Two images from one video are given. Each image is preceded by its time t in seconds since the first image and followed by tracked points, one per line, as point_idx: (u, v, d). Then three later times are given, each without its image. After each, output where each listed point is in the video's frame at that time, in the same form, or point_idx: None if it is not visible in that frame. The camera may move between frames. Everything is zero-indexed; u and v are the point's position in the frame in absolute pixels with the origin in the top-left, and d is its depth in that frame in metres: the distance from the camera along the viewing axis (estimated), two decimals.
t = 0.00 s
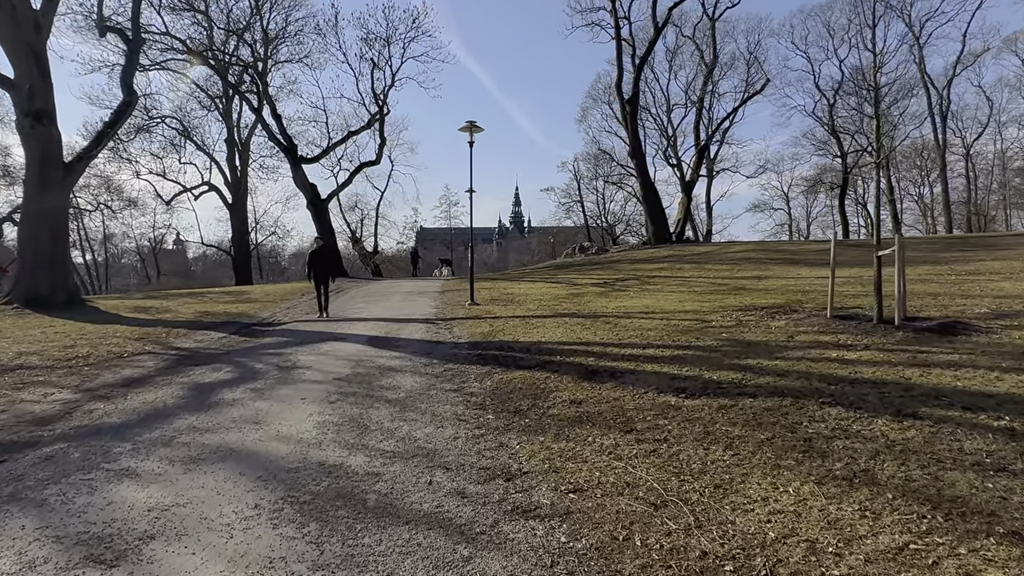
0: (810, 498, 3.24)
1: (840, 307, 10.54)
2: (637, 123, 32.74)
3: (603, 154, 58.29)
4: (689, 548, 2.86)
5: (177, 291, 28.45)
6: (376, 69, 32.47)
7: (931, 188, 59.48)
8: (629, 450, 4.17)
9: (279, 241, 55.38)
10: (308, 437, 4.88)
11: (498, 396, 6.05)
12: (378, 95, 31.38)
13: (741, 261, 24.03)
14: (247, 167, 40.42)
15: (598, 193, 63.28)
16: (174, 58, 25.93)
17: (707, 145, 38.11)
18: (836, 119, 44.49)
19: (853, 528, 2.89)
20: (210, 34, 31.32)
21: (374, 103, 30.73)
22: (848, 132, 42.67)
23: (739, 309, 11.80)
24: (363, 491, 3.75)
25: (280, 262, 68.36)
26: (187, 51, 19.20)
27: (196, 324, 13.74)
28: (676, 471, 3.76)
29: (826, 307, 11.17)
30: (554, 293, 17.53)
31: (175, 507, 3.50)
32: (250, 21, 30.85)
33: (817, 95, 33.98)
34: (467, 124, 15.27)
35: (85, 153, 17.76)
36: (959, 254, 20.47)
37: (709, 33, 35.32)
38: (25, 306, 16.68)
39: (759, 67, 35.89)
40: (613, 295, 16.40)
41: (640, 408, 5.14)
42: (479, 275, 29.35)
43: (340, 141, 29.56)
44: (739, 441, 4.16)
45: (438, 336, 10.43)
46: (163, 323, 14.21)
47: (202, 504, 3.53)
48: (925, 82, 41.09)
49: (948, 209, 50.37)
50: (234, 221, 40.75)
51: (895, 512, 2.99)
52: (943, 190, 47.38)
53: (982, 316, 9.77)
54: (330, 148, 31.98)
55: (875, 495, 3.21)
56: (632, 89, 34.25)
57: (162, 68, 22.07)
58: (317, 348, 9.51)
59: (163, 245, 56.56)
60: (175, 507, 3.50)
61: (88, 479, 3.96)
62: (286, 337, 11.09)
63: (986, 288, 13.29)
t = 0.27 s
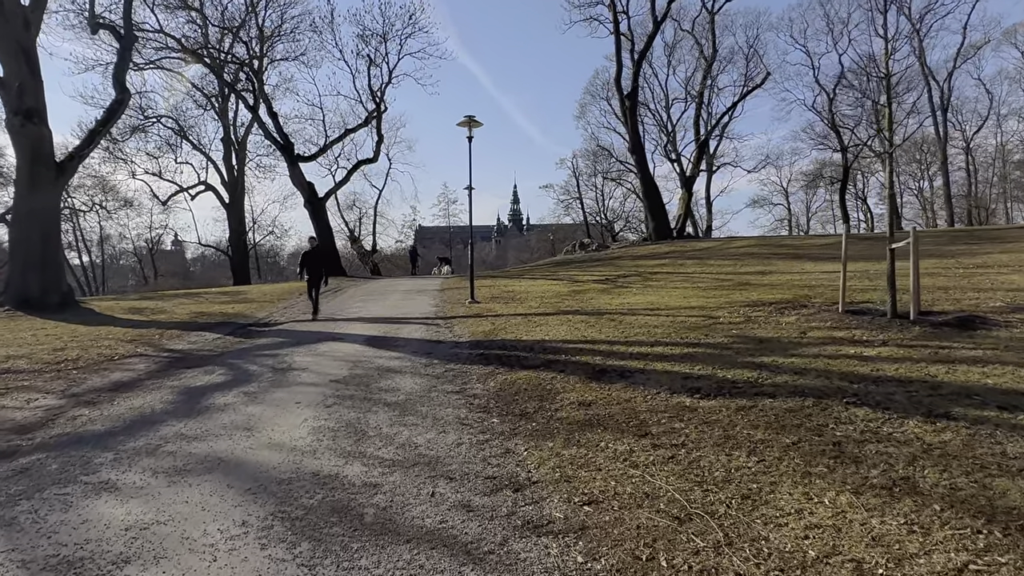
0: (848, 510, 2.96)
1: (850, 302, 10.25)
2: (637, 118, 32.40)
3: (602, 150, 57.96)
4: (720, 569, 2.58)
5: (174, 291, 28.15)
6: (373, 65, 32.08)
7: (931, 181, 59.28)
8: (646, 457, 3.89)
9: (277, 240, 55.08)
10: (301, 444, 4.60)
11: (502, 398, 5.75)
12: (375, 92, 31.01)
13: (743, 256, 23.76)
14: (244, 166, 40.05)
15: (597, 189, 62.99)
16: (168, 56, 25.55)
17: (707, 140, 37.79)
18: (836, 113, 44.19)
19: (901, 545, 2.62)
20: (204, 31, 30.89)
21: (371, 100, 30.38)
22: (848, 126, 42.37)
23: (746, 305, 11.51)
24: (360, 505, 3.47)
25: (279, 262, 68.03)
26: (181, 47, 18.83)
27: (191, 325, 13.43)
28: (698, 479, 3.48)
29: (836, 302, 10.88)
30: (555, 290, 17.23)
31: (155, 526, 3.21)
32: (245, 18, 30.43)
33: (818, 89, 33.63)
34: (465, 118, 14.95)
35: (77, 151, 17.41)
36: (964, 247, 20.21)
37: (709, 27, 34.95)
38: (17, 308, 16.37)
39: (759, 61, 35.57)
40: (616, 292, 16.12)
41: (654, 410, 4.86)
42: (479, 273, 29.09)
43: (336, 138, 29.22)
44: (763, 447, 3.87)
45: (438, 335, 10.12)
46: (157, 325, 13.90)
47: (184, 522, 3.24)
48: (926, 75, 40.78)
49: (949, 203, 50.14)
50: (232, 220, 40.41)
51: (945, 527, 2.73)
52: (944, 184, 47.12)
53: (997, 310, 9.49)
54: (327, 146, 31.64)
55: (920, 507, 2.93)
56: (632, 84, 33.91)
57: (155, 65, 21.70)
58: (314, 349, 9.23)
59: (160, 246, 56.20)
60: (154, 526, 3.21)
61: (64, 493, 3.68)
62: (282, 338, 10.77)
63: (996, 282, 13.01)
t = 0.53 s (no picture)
0: (896, 530, 2.69)
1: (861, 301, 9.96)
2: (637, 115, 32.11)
3: (600, 149, 57.69)
4: None
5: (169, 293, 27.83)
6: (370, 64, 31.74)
7: (929, 179, 59.17)
8: (666, 469, 3.61)
9: (274, 242, 54.75)
10: (294, 456, 4.31)
11: (508, 404, 5.45)
12: (372, 91, 30.68)
13: (744, 255, 23.52)
14: (240, 167, 39.68)
15: (596, 188, 62.74)
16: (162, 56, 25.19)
17: (706, 138, 37.54)
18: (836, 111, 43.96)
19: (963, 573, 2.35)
20: (199, 30, 30.50)
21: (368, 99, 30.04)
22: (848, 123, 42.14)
23: (754, 304, 11.22)
24: (356, 526, 3.17)
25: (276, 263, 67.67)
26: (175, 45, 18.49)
27: (184, 328, 13.10)
28: (726, 495, 3.20)
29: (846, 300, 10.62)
30: (556, 291, 16.93)
31: (131, 553, 2.92)
32: (240, 18, 30.05)
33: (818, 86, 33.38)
34: (464, 115, 14.65)
35: (68, 152, 17.07)
36: (968, 245, 19.99)
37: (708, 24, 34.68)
38: (7, 312, 16.04)
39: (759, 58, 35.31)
40: (618, 291, 15.84)
41: (670, 416, 4.57)
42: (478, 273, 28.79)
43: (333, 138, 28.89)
44: (793, 458, 3.58)
45: (438, 337, 9.82)
46: (150, 328, 13.58)
47: (165, 548, 2.96)
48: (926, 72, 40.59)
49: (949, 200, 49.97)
50: (228, 221, 40.05)
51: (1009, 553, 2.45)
52: (944, 181, 46.94)
53: (1013, 308, 9.22)
54: (323, 146, 31.30)
55: (976, 527, 2.66)
56: (631, 82, 33.62)
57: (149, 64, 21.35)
58: (310, 351, 8.94)
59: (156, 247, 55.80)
60: (130, 552, 2.91)
61: (35, 514, 3.38)
62: (277, 341, 10.43)
63: (1007, 279, 12.75)
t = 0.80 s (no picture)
0: (953, 566, 2.40)
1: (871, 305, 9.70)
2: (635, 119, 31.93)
3: (598, 153, 57.57)
4: None
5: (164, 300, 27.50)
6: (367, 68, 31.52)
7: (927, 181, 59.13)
8: (686, 492, 3.33)
9: (271, 247, 54.42)
10: (283, 477, 4.01)
11: (511, 417, 5.16)
12: (369, 95, 30.44)
13: (745, 258, 23.30)
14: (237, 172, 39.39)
15: (594, 192, 62.61)
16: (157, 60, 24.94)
17: (705, 141, 37.38)
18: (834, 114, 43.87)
19: None
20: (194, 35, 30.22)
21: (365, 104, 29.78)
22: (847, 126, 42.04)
23: (760, 308, 10.96)
24: (348, 561, 2.88)
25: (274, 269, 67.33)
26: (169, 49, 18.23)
27: (177, 336, 12.80)
28: (754, 522, 2.92)
29: (854, 304, 10.37)
30: (556, 295, 16.66)
31: None
32: (236, 22, 29.80)
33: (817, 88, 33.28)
34: (462, 117, 14.42)
35: (59, 156, 16.77)
36: (972, 248, 19.78)
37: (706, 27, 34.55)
38: None
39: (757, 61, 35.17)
40: (620, 296, 15.57)
41: (685, 431, 4.30)
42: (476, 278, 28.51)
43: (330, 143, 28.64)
44: (824, 479, 3.30)
45: (436, 344, 9.53)
46: (143, 336, 13.27)
47: None
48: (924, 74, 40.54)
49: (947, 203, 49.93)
50: (224, 227, 39.72)
51: None
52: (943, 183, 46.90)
53: None
54: (320, 150, 31.04)
55: None
56: (630, 85, 33.44)
57: (142, 68, 21.09)
58: (304, 360, 8.64)
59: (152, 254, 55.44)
60: None
61: None
62: (271, 349, 10.14)
63: (1016, 282, 12.52)
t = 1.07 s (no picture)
0: None
1: (882, 319, 9.45)
2: (634, 130, 31.82)
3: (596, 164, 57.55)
4: None
5: (159, 313, 27.10)
6: (364, 80, 31.42)
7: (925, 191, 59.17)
8: (709, 529, 3.03)
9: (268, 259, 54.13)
10: (270, 509, 3.70)
11: (514, 440, 4.86)
12: (367, 106, 30.25)
13: (747, 269, 23.05)
14: (234, 184, 39.16)
15: (592, 204, 62.55)
16: (154, 72, 24.80)
17: (704, 152, 37.32)
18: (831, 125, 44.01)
19: None
20: (190, 46, 30.09)
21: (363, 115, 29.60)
22: (844, 137, 42.16)
23: (766, 321, 10.68)
24: None
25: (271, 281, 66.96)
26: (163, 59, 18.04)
27: (168, 351, 12.45)
28: (789, 567, 2.63)
29: (865, 316, 10.09)
30: (557, 308, 16.36)
31: None
32: (234, 33, 29.66)
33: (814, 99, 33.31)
34: (460, 127, 14.20)
35: (50, 168, 16.48)
36: (977, 258, 19.55)
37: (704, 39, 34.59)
38: None
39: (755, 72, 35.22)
40: (621, 308, 15.30)
41: (702, 458, 3.99)
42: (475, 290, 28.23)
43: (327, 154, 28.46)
44: (862, 514, 3.00)
45: (434, 359, 9.21)
46: (133, 351, 12.92)
47: None
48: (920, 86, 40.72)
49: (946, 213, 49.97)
50: (221, 239, 39.44)
51: None
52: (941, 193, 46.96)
53: None
54: (317, 162, 30.84)
55: None
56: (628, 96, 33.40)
57: (138, 79, 20.92)
58: (298, 378, 8.32)
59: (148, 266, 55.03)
60: None
61: None
62: (263, 365, 9.80)
63: None
